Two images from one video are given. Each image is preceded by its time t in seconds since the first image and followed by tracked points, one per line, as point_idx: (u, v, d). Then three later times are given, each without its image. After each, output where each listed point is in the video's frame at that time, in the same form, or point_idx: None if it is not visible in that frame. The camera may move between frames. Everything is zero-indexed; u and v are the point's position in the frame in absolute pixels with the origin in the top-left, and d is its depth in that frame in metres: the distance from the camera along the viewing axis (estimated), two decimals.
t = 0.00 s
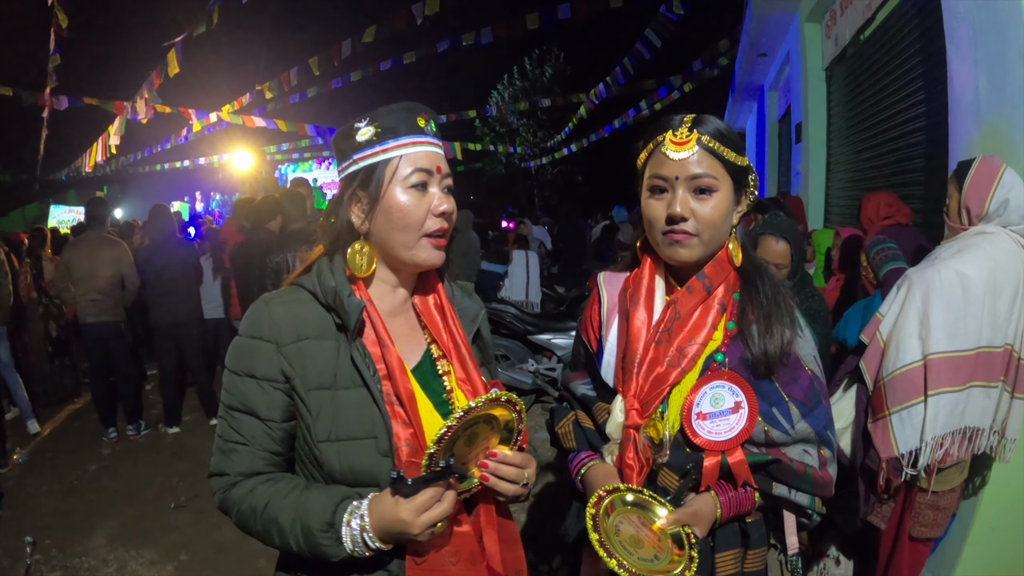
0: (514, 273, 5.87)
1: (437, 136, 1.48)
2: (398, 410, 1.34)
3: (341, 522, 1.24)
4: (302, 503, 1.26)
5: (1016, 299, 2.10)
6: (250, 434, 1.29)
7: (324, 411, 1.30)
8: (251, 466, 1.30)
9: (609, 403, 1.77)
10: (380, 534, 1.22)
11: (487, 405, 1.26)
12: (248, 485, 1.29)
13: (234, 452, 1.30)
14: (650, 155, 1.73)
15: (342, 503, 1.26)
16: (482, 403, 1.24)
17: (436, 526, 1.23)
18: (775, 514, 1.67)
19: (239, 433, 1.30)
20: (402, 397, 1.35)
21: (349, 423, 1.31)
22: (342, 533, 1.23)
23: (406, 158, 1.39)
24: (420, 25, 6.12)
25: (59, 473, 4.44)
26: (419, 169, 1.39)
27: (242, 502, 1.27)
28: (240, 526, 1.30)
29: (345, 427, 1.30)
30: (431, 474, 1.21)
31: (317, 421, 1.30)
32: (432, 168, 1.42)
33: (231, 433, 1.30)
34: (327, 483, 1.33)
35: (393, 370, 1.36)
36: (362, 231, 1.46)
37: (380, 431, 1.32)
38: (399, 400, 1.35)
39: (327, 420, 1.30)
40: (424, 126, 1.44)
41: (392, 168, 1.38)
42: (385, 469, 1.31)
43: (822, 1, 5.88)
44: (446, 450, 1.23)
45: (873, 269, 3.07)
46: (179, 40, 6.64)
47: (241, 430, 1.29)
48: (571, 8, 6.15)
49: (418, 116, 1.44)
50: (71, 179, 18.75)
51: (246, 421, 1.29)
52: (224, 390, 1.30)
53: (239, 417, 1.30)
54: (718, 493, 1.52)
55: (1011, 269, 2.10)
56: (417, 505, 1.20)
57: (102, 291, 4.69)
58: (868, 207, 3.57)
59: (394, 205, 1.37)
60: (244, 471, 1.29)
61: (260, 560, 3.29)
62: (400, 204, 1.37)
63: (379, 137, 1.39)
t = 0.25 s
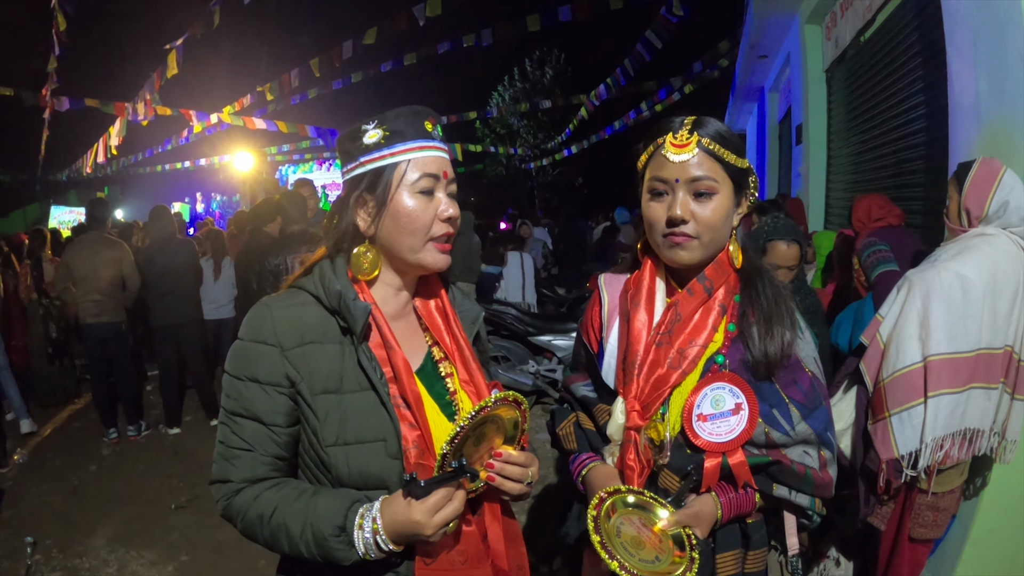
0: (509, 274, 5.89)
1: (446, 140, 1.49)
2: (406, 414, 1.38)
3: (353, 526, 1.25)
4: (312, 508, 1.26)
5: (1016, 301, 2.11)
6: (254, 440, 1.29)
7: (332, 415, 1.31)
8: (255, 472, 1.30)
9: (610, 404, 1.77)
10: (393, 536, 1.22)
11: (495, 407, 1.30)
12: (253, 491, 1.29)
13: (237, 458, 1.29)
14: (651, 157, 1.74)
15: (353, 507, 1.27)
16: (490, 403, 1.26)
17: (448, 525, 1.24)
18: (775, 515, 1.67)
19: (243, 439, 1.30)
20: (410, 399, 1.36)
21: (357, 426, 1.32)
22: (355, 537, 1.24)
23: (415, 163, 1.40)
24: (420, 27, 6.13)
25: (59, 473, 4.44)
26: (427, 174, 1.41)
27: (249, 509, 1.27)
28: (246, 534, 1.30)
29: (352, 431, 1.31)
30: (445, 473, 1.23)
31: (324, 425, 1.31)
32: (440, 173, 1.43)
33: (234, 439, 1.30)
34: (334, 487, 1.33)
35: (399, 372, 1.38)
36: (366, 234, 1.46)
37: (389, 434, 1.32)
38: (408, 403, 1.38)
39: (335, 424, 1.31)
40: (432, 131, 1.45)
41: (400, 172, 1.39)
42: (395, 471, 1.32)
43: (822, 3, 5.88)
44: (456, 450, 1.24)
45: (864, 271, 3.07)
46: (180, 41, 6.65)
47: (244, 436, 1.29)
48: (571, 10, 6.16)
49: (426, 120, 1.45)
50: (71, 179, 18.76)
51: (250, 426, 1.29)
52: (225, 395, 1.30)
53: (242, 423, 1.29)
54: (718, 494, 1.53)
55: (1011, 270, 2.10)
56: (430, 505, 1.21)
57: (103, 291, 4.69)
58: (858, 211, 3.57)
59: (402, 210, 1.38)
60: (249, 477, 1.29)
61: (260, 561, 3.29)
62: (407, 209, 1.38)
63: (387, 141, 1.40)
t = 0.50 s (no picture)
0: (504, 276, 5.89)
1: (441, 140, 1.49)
2: (407, 416, 1.38)
3: (351, 529, 1.25)
4: (311, 510, 1.26)
5: (1016, 303, 2.11)
6: (254, 441, 1.30)
7: (331, 417, 1.31)
8: (255, 474, 1.30)
9: (610, 406, 1.78)
10: (391, 539, 1.22)
11: (498, 408, 1.29)
12: (253, 493, 1.29)
13: (237, 460, 1.30)
14: (650, 160, 1.74)
15: (352, 509, 1.28)
16: (493, 406, 1.27)
17: (447, 529, 1.24)
18: (774, 516, 1.67)
19: (243, 441, 1.30)
20: (410, 402, 1.37)
21: (356, 429, 1.32)
22: (353, 539, 1.24)
23: (410, 165, 1.40)
24: (421, 28, 6.13)
25: (59, 473, 4.44)
26: (423, 176, 1.40)
27: (249, 511, 1.28)
28: (246, 535, 1.30)
29: (352, 434, 1.32)
30: (443, 478, 1.22)
31: (323, 428, 1.31)
32: (436, 175, 1.43)
33: (234, 441, 1.30)
34: (333, 489, 1.34)
35: (399, 375, 1.38)
36: (365, 237, 1.47)
37: (388, 437, 1.33)
38: (406, 405, 1.38)
39: (334, 427, 1.31)
40: (429, 131, 1.45)
41: (396, 175, 1.39)
42: (394, 474, 1.33)
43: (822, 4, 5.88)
44: (455, 454, 1.24)
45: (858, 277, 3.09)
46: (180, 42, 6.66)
47: (244, 438, 1.30)
48: (571, 11, 6.17)
49: (423, 121, 1.45)
50: (72, 180, 18.78)
51: (250, 428, 1.30)
52: (225, 397, 1.30)
53: (242, 425, 1.30)
54: (718, 495, 1.53)
55: (1011, 272, 2.11)
56: (429, 509, 1.21)
57: (103, 292, 4.69)
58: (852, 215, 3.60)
59: (399, 213, 1.38)
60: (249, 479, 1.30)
61: (260, 562, 3.29)
62: (404, 212, 1.38)
63: (383, 142, 1.40)
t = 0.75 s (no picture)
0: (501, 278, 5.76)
1: (445, 147, 1.47)
2: (392, 415, 1.36)
3: (334, 527, 1.25)
4: (297, 507, 1.27)
5: (1014, 303, 2.12)
6: (246, 438, 1.31)
7: (319, 415, 1.32)
8: (248, 470, 1.31)
9: (609, 405, 1.79)
10: (371, 539, 1.23)
11: (481, 410, 1.28)
12: (245, 488, 1.31)
13: (231, 456, 1.31)
14: (648, 161, 1.75)
15: (336, 508, 1.28)
16: (476, 407, 1.27)
17: (428, 532, 1.23)
18: (774, 517, 1.68)
19: (237, 437, 1.31)
20: (397, 401, 1.36)
21: (344, 428, 1.33)
22: (335, 538, 1.24)
23: (412, 171, 1.40)
24: (420, 28, 6.14)
25: (57, 474, 4.44)
26: (425, 183, 1.40)
27: (240, 506, 1.29)
28: (237, 529, 1.32)
29: (339, 433, 1.32)
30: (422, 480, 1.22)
31: (311, 426, 1.31)
32: (437, 183, 1.42)
33: (228, 436, 1.32)
34: (322, 487, 1.34)
35: (386, 374, 1.37)
36: (363, 237, 1.48)
37: (374, 436, 1.33)
38: (393, 406, 1.37)
39: (322, 426, 1.32)
40: (434, 137, 1.45)
41: (397, 180, 1.39)
42: (378, 473, 1.33)
43: (821, 5, 5.89)
44: (437, 455, 1.24)
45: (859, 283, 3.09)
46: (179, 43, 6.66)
47: (237, 434, 1.31)
48: (571, 12, 6.18)
49: (429, 126, 1.45)
50: (70, 180, 18.77)
51: (243, 425, 1.31)
52: (221, 394, 1.32)
53: (237, 422, 1.31)
54: (718, 496, 1.54)
55: (1009, 273, 2.12)
56: (409, 510, 1.21)
57: (101, 292, 4.69)
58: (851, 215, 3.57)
59: (397, 218, 1.38)
60: (241, 474, 1.31)
61: (259, 562, 3.29)
62: (402, 218, 1.38)
63: (387, 145, 1.40)
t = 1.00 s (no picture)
0: (501, 278, 5.76)
1: (460, 157, 1.47)
2: (382, 416, 1.35)
3: (318, 524, 1.25)
4: (285, 501, 1.28)
5: (1015, 303, 2.12)
6: (243, 430, 1.32)
7: (312, 413, 1.32)
8: (244, 461, 1.32)
9: (608, 406, 1.79)
10: (351, 540, 1.23)
11: (469, 422, 1.29)
12: (241, 479, 1.32)
13: (229, 447, 1.33)
14: (647, 161, 1.76)
15: (321, 506, 1.28)
16: (468, 417, 1.28)
17: (406, 539, 1.22)
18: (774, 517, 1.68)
19: (234, 429, 1.33)
20: (387, 404, 1.35)
21: (334, 426, 1.32)
22: (318, 535, 1.25)
23: (426, 182, 1.40)
24: (420, 29, 6.15)
25: (57, 474, 4.44)
26: (437, 194, 1.40)
27: (234, 496, 1.31)
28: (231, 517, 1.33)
29: (330, 431, 1.32)
30: (404, 485, 1.20)
31: (304, 422, 1.32)
32: (450, 196, 1.42)
33: (227, 428, 1.33)
34: (312, 483, 1.35)
35: (379, 377, 1.37)
36: (368, 241, 1.48)
37: (362, 436, 1.32)
38: (383, 407, 1.36)
39: (314, 423, 1.32)
40: (450, 147, 1.45)
41: (409, 189, 1.39)
42: (365, 472, 1.32)
43: (821, 5, 5.90)
44: (422, 461, 1.24)
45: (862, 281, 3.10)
46: (179, 43, 6.66)
47: (235, 426, 1.33)
48: (571, 12, 6.18)
49: (446, 136, 1.45)
50: (71, 180, 18.77)
51: (241, 417, 1.32)
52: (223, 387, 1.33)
53: (236, 414, 1.33)
54: (716, 495, 1.54)
55: (1009, 274, 2.12)
56: (388, 514, 1.20)
57: (102, 292, 4.70)
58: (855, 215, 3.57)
59: (406, 227, 1.38)
60: (238, 466, 1.32)
61: (259, 562, 3.29)
62: (411, 227, 1.38)
63: (404, 155, 1.41)
